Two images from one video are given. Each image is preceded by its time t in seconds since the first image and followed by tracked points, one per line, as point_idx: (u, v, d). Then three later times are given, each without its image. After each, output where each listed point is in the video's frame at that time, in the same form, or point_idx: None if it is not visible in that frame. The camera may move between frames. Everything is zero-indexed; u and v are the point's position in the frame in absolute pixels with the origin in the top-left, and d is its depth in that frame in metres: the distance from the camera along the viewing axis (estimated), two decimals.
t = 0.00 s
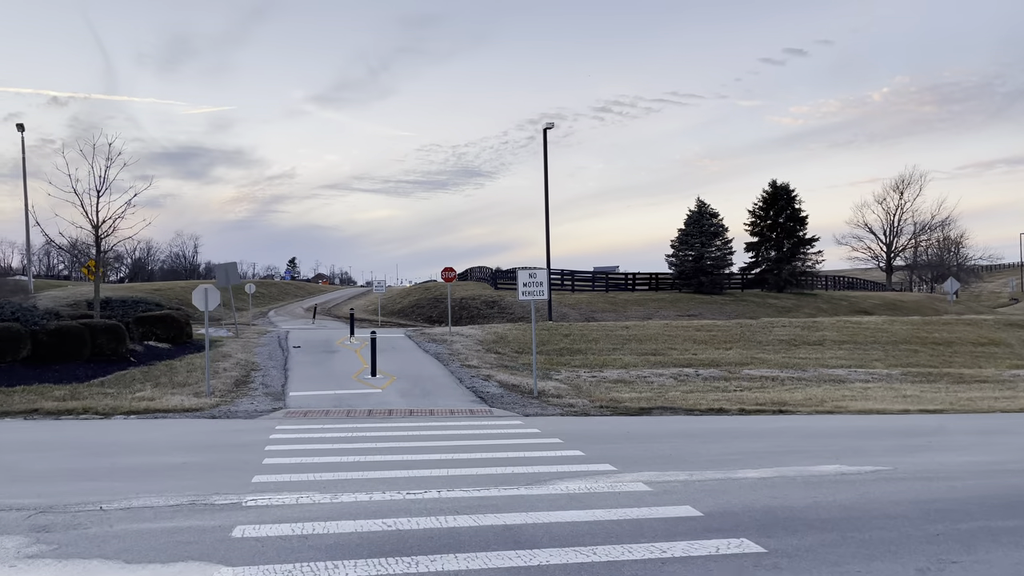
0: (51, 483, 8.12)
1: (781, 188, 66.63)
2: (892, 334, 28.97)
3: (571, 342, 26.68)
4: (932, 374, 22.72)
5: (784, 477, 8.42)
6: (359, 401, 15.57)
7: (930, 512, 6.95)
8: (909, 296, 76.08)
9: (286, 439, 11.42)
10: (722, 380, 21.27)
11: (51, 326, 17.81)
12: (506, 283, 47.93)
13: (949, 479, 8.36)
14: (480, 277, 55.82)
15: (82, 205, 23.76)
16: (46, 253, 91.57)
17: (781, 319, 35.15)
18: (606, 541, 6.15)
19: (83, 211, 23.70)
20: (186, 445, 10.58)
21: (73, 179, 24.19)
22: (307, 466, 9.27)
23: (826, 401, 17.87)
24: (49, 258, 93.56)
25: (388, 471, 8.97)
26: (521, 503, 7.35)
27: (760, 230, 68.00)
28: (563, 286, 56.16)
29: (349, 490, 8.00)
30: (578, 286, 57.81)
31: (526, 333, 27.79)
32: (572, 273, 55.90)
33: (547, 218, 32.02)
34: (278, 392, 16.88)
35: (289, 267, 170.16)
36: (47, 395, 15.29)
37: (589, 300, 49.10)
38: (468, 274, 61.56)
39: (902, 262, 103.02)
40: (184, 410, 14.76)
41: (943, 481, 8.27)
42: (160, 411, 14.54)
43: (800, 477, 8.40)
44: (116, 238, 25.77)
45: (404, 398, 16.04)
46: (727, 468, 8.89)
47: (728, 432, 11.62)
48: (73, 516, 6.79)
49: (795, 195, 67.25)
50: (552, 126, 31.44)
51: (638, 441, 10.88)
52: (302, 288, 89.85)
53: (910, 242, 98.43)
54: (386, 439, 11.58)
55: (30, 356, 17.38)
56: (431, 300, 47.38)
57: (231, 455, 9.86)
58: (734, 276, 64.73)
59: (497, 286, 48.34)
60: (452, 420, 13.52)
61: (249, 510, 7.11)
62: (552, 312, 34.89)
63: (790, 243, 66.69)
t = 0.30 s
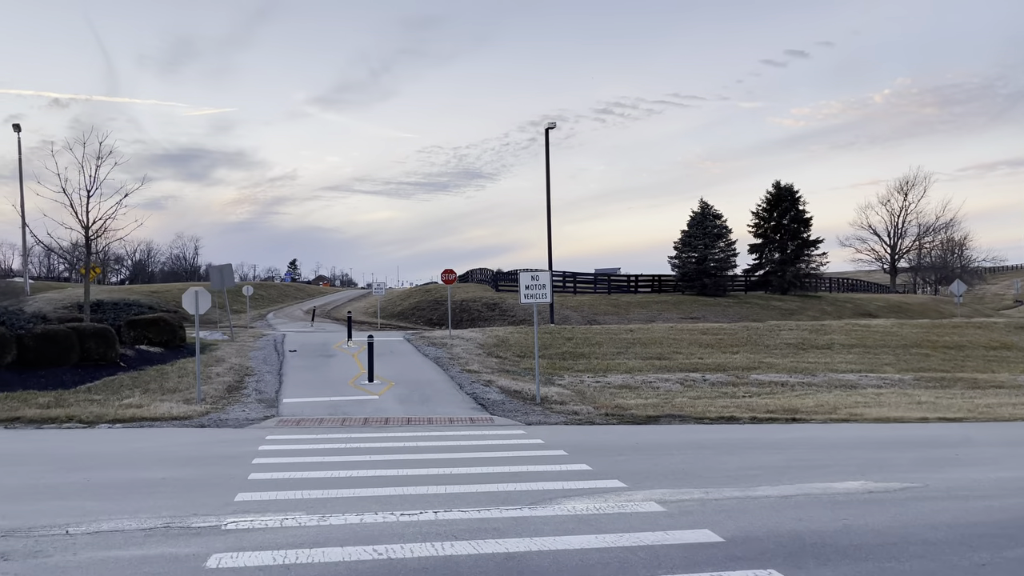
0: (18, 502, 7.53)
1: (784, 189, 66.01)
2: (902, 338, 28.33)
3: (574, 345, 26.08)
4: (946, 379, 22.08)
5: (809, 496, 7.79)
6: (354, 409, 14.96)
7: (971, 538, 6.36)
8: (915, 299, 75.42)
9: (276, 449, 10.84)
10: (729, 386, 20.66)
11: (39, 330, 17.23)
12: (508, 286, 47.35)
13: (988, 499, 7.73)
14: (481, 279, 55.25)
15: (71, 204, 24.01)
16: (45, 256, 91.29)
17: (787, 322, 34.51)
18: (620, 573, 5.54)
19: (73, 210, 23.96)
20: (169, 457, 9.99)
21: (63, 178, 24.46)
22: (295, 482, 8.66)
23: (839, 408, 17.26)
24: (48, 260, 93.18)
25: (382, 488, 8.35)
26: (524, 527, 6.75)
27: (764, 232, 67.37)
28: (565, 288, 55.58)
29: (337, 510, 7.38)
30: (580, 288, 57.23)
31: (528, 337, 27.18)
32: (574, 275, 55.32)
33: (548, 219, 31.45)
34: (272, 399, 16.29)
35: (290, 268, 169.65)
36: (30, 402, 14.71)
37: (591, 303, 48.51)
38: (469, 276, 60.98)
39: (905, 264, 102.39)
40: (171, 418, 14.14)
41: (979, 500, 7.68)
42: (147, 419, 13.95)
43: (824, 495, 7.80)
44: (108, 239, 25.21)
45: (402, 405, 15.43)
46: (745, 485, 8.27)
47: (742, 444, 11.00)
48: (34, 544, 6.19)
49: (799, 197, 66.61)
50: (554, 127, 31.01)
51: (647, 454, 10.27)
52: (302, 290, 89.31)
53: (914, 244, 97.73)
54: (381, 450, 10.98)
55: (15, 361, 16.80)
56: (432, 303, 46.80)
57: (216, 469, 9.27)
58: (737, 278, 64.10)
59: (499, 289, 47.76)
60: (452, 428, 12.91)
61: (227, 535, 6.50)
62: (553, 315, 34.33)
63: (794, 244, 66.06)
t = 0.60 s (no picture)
0: None
1: (788, 189, 65.41)
2: (913, 339, 27.75)
3: (578, 347, 25.51)
4: (960, 381, 21.50)
5: (837, 510, 7.22)
6: (352, 413, 14.39)
7: (1023, 559, 5.79)
8: (920, 300, 74.81)
9: (267, 457, 10.26)
10: (738, 388, 20.08)
11: (26, 332, 16.68)
12: (509, 287, 46.81)
13: None
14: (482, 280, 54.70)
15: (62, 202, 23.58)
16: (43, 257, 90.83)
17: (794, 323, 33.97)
18: None
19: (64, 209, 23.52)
20: (153, 466, 9.42)
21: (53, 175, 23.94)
22: (285, 493, 8.07)
23: (854, 412, 16.68)
24: (47, 261, 92.76)
25: (378, 500, 7.76)
26: (531, 545, 6.17)
27: (768, 233, 66.81)
28: (567, 289, 55.05)
29: (327, 526, 6.79)
30: (583, 289, 56.68)
31: (530, 338, 26.62)
32: (576, 276, 54.75)
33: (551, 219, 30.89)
34: (266, 402, 15.71)
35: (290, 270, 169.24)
36: (15, 405, 14.16)
37: (594, 304, 47.95)
38: (470, 277, 60.44)
39: (909, 265, 101.77)
40: (160, 422, 13.58)
41: (1021, 515, 7.10)
42: (135, 423, 13.37)
43: (855, 509, 7.22)
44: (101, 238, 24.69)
45: (400, 409, 14.84)
46: (767, 497, 7.70)
47: (760, 451, 10.42)
48: None
49: (803, 197, 66.03)
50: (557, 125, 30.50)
51: (660, 462, 9.70)
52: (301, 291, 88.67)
53: (918, 245, 97.11)
54: (378, 457, 10.41)
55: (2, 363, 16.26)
56: (433, 304, 46.26)
57: (201, 479, 8.70)
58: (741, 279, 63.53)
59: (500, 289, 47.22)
60: (453, 434, 12.33)
61: (206, 555, 5.92)
62: (556, 316, 33.78)
63: (798, 245, 65.48)
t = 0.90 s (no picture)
0: None
1: (793, 190, 64.73)
2: (925, 343, 27.10)
3: (582, 351, 24.89)
4: (976, 386, 20.85)
5: (871, 533, 6.61)
6: (348, 421, 13.79)
7: None
8: (925, 302, 74.10)
9: (255, 469, 9.65)
10: (748, 394, 19.45)
11: (12, 336, 16.11)
12: (511, 288, 46.21)
13: None
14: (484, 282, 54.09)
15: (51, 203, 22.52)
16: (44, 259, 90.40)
17: (803, 326, 33.33)
18: None
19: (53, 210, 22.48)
20: (132, 481, 8.83)
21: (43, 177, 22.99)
22: (270, 513, 7.45)
23: (870, 418, 16.06)
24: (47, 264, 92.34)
25: (370, 521, 7.15)
26: None
27: (772, 234, 66.16)
28: (570, 291, 54.45)
29: (315, 552, 6.17)
30: (586, 291, 56.05)
31: (533, 342, 26.00)
32: (579, 277, 54.13)
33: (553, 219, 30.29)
34: (259, 409, 15.12)
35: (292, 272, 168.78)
36: None
37: (597, 306, 47.34)
38: (471, 279, 59.88)
39: (914, 267, 101.05)
40: (146, 430, 12.98)
41: None
42: (120, 431, 12.76)
43: (889, 532, 6.63)
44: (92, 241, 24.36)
45: (398, 416, 14.22)
46: (793, 518, 7.09)
47: (779, 464, 9.80)
48: None
49: (808, 198, 65.34)
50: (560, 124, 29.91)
51: (674, 477, 9.08)
52: (301, 293, 88.14)
53: (923, 247, 96.40)
54: (373, 469, 9.78)
55: None
56: (434, 306, 45.67)
57: (181, 495, 8.11)
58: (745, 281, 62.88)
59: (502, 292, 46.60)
60: (453, 444, 11.69)
61: None
62: (559, 318, 33.18)
63: (802, 246, 64.82)
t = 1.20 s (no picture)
0: None
1: (797, 192, 64.10)
2: (936, 346, 26.51)
3: (585, 354, 24.32)
4: (992, 392, 20.25)
5: (912, 561, 6.03)
6: (343, 429, 13.21)
7: None
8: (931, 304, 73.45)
9: (242, 482, 9.05)
10: (757, 399, 18.87)
11: None
12: (513, 290, 45.64)
13: None
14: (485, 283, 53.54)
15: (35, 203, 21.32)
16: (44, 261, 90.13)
17: (810, 328, 32.69)
18: None
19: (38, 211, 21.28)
20: (108, 497, 8.24)
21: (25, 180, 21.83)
22: (254, 535, 6.86)
23: (886, 426, 15.46)
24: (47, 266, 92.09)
25: (362, 545, 6.55)
26: None
27: (776, 235, 65.55)
28: (572, 294, 53.90)
29: None
30: (588, 293, 55.47)
31: (535, 345, 25.43)
32: (581, 279, 53.55)
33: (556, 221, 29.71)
34: (252, 416, 14.53)
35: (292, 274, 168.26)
36: None
37: (599, 308, 46.76)
38: (472, 281, 59.31)
39: (918, 268, 100.39)
40: (133, 439, 12.39)
41: None
42: (105, 440, 12.17)
43: (929, 558, 6.06)
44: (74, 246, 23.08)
45: (396, 424, 13.63)
46: (822, 541, 6.52)
47: (799, 478, 9.23)
48: None
49: (812, 199, 64.69)
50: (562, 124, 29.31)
51: (690, 492, 8.48)
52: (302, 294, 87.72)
53: (927, 249, 95.77)
54: (367, 482, 9.18)
55: None
56: (435, 308, 45.15)
57: (159, 514, 7.52)
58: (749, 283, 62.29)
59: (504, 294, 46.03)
60: (452, 455, 11.09)
61: None
62: (561, 321, 32.61)
63: (807, 248, 64.18)
